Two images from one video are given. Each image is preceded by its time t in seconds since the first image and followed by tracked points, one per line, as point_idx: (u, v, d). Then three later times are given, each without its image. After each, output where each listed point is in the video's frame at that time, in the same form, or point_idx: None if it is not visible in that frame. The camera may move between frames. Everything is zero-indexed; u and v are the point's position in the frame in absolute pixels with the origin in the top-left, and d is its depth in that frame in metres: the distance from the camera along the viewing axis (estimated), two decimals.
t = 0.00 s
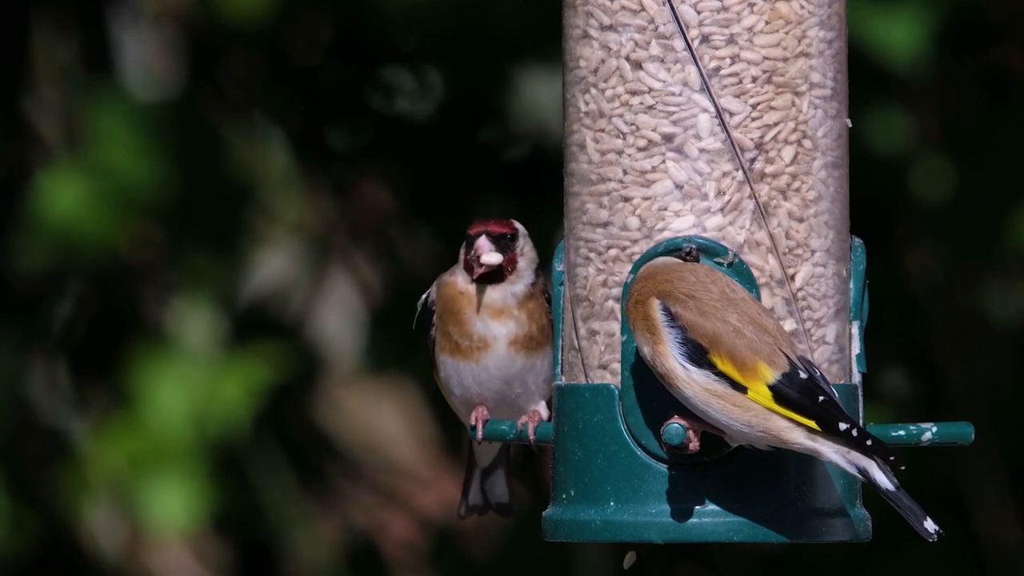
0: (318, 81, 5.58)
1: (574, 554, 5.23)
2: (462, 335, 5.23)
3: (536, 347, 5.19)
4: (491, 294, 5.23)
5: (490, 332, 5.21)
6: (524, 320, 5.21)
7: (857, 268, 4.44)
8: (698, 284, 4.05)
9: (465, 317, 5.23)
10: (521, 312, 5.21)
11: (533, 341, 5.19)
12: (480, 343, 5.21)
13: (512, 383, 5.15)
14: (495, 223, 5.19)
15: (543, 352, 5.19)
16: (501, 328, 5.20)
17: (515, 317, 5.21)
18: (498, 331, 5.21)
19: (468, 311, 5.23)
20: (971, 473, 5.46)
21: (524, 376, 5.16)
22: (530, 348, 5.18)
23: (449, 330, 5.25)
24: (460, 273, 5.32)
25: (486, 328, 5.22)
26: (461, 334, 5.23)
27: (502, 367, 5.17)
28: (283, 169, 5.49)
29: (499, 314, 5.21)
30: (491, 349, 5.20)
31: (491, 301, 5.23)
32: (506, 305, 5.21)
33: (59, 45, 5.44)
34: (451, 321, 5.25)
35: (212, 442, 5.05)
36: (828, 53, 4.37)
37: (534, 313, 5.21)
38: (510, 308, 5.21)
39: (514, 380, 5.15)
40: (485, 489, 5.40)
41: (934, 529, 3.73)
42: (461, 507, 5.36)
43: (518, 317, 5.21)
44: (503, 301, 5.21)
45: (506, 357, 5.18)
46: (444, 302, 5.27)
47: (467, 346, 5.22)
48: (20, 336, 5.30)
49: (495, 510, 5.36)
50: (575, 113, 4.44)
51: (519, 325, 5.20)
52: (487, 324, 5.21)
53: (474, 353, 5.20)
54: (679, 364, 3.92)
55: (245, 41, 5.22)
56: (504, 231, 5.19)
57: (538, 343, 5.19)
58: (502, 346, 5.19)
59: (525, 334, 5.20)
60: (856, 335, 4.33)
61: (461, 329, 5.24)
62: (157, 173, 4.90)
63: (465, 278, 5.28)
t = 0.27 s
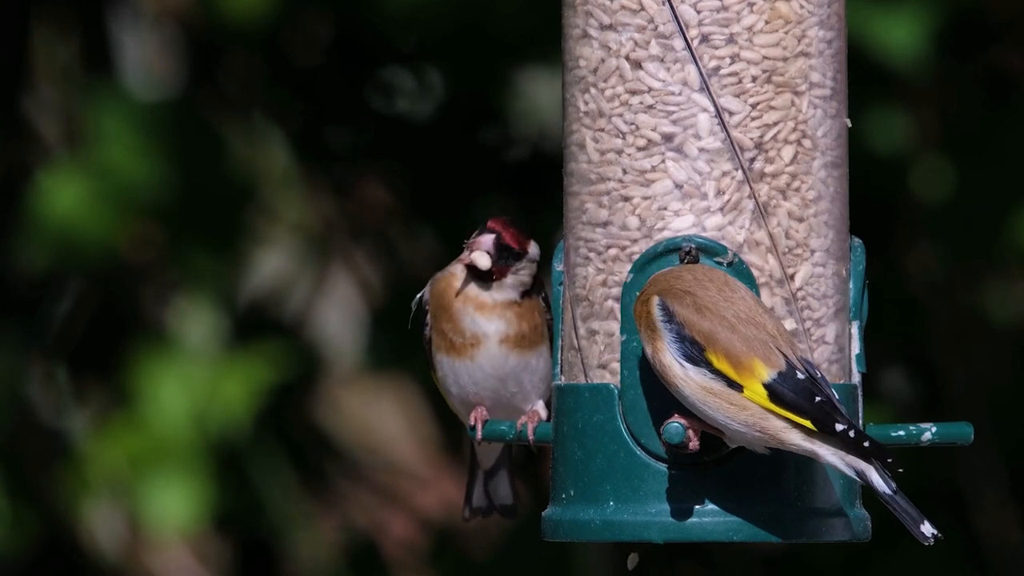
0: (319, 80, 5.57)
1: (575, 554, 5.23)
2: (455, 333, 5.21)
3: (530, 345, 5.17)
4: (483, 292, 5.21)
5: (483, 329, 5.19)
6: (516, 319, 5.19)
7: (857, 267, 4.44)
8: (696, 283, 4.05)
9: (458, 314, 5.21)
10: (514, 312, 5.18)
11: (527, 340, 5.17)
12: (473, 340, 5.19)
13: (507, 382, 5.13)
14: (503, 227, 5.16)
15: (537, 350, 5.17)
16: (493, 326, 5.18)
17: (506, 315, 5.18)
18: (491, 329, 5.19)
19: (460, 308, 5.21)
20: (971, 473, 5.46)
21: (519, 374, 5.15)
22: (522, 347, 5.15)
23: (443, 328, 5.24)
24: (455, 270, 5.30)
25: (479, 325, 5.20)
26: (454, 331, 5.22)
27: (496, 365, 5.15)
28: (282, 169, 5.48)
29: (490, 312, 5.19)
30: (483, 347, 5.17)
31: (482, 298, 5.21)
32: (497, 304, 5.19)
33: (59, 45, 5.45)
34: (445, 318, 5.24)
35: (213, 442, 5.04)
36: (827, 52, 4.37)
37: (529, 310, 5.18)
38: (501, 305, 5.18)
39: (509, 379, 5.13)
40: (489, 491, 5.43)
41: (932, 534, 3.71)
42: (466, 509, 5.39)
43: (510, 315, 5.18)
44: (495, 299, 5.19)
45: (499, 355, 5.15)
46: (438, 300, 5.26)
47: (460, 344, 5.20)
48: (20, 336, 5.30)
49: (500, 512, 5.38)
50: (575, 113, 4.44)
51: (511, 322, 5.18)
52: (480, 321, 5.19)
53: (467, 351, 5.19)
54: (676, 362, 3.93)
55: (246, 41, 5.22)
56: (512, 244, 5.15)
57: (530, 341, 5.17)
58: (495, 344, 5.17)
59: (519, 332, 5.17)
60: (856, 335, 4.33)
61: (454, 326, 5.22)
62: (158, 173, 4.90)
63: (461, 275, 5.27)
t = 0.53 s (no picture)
0: (319, 81, 5.58)
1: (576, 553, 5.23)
2: (455, 334, 5.20)
3: (530, 346, 5.17)
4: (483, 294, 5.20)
5: (482, 331, 5.19)
6: (515, 322, 5.18)
7: (859, 268, 4.44)
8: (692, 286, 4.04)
9: (457, 316, 5.20)
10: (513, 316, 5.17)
11: (526, 342, 5.17)
12: (472, 342, 5.18)
13: (508, 382, 5.14)
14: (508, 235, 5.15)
15: (537, 351, 5.17)
16: (493, 329, 5.18)
17: (505, 318, 5.18)
18: (490, 331, 5.18)
19: (460, 309, 5.21)
20: (971, 473, 5.46)
21: (520, 375, 5.15)
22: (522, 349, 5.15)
23: (443, 329, 5.24)
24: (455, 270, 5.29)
25: (478, 327, 5.20)
26: (454, 332, 5.21)
27: (497, 366, 5.14)
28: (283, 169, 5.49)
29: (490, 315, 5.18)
30: (483, 349, 5.17)
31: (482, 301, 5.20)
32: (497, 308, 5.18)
33: (59, 45, 5.44)
34: (445, 320, 5.23)
35: (212, 442, 5.03)
36: (829, 52, 4.37)
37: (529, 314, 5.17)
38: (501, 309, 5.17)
39: (510, 380, 5.14)
40: (494, 483, 5.39)
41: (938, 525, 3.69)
42: (471, 503, 5.34)
43: (509, 318, 5.17)
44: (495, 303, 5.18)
45: (499, 357, 5.15)
46: (439, 300, 5.26)
47: (460, 345, 5.19)
48: (20, 337, 5.29)
49: (506, 504, 5.35)
50: (576, 113, 4.44)
51: (510, 325, 5.17)
52: (479, 324, 5.19)
53: (467, 352, 5.18)
54: (675, 368, 3.91)
55: (246, 41, 5.21)
56: (514, 252, 5.13)
57: (530, 343, 5.17)
58: (494, 346, 5.17)
59: (519, 334, 5.17)
60: (857, 335, 4.33)
61: (454, 328, 5.21)
62: (158, 173, 4.90)
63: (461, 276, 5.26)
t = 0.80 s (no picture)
0: (318, 82, 5.59)
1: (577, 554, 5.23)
2: (459, 335, 5.21)
3: (535, 347, 5.18)
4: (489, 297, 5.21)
5: (486, 333, 5.20)
6: (520, 324, 5.20)
7: (861, 267, 4.44)
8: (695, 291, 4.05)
9: (462, 318, 5.21)
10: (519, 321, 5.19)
11: (531, 343, 5.18)
12: (477, 344, 5.19)
13: (512, 383, 5.15)
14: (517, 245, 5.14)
15: (542, 352, 5.18)
16: (498, 333, 5.19)
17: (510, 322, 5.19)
18: (494, 334, 5.19)
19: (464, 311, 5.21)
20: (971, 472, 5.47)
21: (523, 376, 5.16)
22: (527, 350, 5.17)
23: (446, 330, 5.23)
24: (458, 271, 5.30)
25: (483, 330, 5.21)
26: (458, 334, 5.21)
27: (501, 367, 5.15)
28: (283, 169, 5.46)
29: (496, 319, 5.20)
30: (488, 352, 5.17)
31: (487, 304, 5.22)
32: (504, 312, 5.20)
33: (59, 45, 5.43)
34: (448, 322, 5.23)
35: (212, 442, 5.02)
36: (831, 52, 4.37)
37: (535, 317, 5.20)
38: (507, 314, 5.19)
39: (514, 380, 5.15)
40: (494, 483, 5.40)
41: (944, 519, 3.72)
42: (471, 502, 5.36)
43: (515, 322, 5.19)
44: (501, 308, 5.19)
45: (503, 359, 5.16)
46: (441, 301, 5.24)
47: (464, 347, 5.19)
48: (20, 338, 5.28)
49: (506, 504, 5.36)
50: (579, 112, 4.43)
51: (515, 329, 5.19)
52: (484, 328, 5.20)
53: (471, 354, 5.18)
54: (679, 371, 3.90)
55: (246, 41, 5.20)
56: (522, 264, 5.13)
57: (535, 345, 5.18)
58: (498, 347, 5.18)
59: (525, 337, 5.19)
60: (860, 335, 4.33)
61: (457, 329, 5.22)
62: (158, 173, 4.89)
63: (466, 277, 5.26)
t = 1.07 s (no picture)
0: (319, 81, 5.59)
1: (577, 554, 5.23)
2: (465, 337, 5.24)
3: (542, 348, 5.18)
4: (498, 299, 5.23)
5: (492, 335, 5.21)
6: (528, 324, 5.20)
7: (863, 267, 4.45)
8: (707, 282, 4.06)
9: (468, 320, 5.24)
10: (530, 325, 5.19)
11: (537, 345, 5.18)
12: (483, 345, 5.21)
13: (516, 384, 5.16)
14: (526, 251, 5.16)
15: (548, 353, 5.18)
16: (506, 336, 5.20)
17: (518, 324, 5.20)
18: (500, 335, 5.20)
19: (471, 312, 5.24)
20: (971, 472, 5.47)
21: (528, 377, 5.16)
22: (532, 351, 5.16)
23: (452, 332, 5.26)
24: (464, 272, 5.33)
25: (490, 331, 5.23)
26: (463, 335, 5.24)
27: (505, 368, 5.17)
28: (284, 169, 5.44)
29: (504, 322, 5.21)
30: (493, 353, 5.19)
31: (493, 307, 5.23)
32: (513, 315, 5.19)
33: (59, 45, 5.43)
34: (455, 324, 5.26)
35: (212, 442, 5.02)
36: (833, 52, 4.37)
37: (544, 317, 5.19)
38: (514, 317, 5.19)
39: (518, 381, 5.16)
40: (495, 484, 5.44)
41: (939, 518, 3.74)
42: (471, 502, 5.40)
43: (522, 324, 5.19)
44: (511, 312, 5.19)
45: (509, 360, 5.17)
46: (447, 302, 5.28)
47: (470, 348, 5.22)
48: (20, 338, 5.27)
49: (506, 504, 5.36)
50: (581, 113, 4.43)
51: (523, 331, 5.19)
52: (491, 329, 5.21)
53: (476, 355, 5.21)
54: (681, 358, 3.92)
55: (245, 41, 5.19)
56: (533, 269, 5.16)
57: (542, 346, 5.18)
58: (504, 349, 5.19)
59: (533, 339, 5.18)
60: (863, 335, 4.34)
61: (463, 330, 5.25)
62: (158, 172, 4.89)
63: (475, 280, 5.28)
